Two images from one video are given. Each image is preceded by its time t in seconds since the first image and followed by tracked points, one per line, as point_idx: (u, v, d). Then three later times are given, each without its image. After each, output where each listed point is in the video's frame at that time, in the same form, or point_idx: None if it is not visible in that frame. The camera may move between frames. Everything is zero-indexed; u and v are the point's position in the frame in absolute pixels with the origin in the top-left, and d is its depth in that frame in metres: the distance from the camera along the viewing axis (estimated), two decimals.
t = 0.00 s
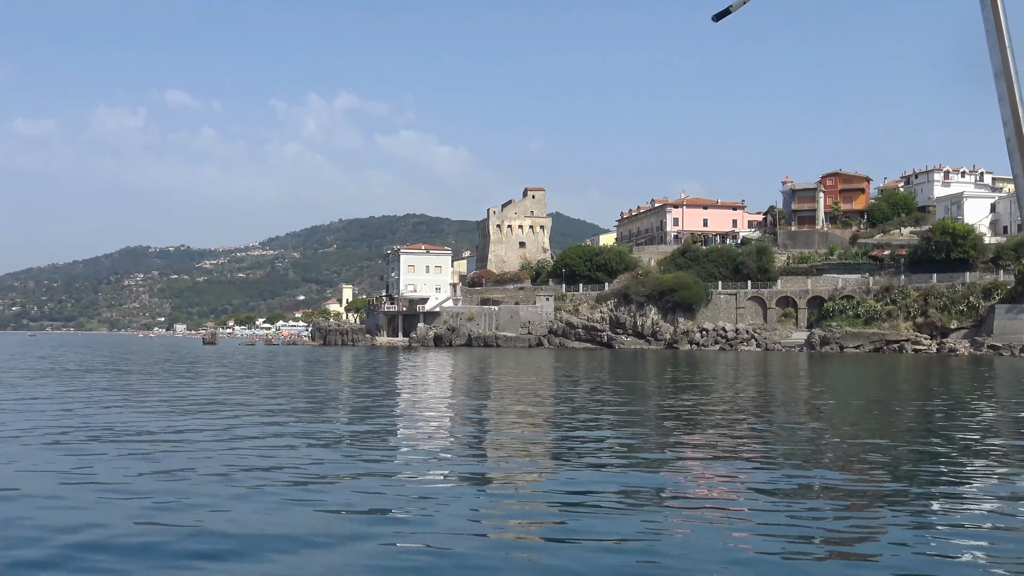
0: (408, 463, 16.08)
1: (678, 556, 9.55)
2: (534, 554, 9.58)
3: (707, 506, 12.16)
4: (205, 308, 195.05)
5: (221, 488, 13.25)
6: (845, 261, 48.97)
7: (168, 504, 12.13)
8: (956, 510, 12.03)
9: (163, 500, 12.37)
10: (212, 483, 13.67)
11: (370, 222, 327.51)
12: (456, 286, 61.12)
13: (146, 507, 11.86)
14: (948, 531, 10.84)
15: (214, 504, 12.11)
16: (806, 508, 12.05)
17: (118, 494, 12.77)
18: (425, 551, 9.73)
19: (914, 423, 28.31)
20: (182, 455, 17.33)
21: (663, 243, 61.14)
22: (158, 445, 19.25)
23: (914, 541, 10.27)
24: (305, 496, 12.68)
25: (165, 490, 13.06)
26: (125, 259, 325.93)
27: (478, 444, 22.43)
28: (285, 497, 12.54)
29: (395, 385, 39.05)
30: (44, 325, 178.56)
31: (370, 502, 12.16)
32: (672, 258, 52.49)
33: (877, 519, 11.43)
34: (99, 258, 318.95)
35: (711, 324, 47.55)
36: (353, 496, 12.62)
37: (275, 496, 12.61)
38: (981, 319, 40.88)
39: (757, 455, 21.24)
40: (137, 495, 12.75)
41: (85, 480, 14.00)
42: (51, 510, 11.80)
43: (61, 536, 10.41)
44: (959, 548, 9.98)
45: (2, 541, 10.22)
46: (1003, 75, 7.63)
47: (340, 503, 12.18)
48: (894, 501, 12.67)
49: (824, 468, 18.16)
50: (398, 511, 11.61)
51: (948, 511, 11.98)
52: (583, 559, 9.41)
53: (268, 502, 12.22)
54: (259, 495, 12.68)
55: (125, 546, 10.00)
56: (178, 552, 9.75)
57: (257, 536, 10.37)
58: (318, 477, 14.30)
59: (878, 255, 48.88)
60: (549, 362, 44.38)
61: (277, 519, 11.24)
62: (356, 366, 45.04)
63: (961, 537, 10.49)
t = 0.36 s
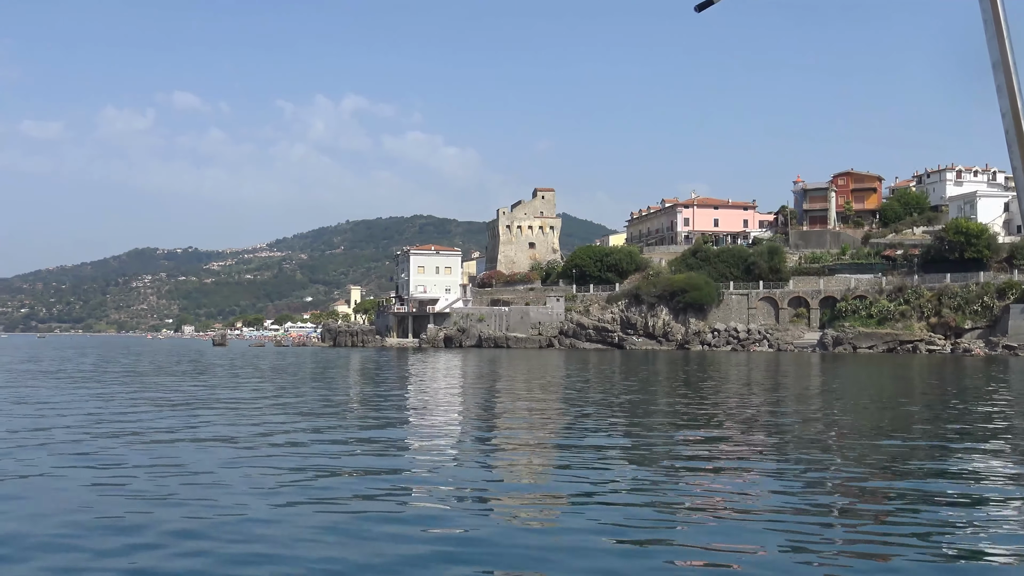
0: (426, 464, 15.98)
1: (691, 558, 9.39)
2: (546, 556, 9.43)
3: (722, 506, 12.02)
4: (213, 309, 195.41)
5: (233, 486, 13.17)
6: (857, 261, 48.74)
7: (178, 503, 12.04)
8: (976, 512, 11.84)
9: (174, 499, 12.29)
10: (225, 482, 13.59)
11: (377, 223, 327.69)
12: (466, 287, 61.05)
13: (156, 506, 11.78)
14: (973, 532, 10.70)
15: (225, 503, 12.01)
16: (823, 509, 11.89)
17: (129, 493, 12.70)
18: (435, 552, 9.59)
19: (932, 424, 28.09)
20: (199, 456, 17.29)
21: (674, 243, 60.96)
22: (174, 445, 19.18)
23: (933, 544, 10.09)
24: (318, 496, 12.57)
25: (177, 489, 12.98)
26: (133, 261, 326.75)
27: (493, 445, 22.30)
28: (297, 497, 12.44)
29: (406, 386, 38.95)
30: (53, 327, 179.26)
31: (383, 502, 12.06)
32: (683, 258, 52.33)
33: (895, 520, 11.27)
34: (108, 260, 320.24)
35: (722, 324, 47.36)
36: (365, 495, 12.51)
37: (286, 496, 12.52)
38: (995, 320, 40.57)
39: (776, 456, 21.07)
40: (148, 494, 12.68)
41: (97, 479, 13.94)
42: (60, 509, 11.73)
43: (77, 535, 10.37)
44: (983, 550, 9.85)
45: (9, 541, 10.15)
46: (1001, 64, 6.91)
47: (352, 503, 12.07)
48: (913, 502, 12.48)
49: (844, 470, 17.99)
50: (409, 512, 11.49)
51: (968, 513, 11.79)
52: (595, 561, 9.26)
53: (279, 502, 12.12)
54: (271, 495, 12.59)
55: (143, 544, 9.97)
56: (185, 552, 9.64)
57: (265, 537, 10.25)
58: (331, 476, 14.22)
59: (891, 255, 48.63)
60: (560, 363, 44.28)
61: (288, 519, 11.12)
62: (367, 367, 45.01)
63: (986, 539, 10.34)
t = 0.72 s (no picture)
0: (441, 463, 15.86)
1: (705, 557, 9.23)
2: (556, 555, 9.31)
3: (742, 504, 11.87)
4: (217, 309, 195.45)
5: (240, 485, 13.06)
6: (866, 258, 48.56)
7: (184, 504, 11.92)
8: (998, 510, 11.69)
9: (179, 500, 12.17)
10: (233, 480, 13.49)
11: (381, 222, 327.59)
12: (472, 285, 60.91)
13: (168, 505, 11.68)
14: (1000, 530, 10.56)
15: (233, 503, 11.89)
16: (837, 507, 11.75)
17: (140, 492, 12.58)
18: (443, 554, 9.45)
19: (944, 421, 27.95)
20: (212, 455, 17.17)
21: (680, 241, 60.80)
22: (185, 445, 19.06)
23: (949, 541, 9.94)
24: (326, 496, 12.44)
25: (183, 489, 12.86)
26: (136, 261, 326.86)
27: (506, 444, 22.18)
28: (304, 497, 12.32)
29: (414, 384, 38.82)
30: (58, 326, 179.32)
31: (391, 501, 11.92)
32: (691, 255, 52.18)
33: (911, 518, 11.13)
34: (112, 259, 320.34)
35: (730, 322, 47.21)
36: (374, 495, 12.38)
37: (294, 496, 12.40)
38: (1006, 316, 40.39)
39: (791, 454, 20.93)
40: (155, 495, 12.56)
41: (103, 478, 13.83)
42: (73, 510, 11.59)
43: (94, 535, 10.26)
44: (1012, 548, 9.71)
45: (14, 540, 10.03)
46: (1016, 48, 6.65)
47: (359, 503, 11.94)
48: (928, 500, 12.32)
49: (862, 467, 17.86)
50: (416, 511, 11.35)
51: (990, 511, 11.65)
52: (617, 560, 9.12)
53: (287, 502, 11.99)
54: (278, 495, 12.47)
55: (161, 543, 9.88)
56: (192, 552, 9.51)
57: (273, 536, 10.12)
58: (340, 475, 14.09)
59: (900, 252, 48.45)
60: (567, 361, 44.14)
61: (293, 519, 10.98)
62: (374, 366, 44.89)
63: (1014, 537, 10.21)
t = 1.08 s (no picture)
0: (455, 462, 15.74)
1: (722, 556, 9.06)
2: (571, 553, 9.13)
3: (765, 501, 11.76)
4: (220, 308, 195.27)
5: (256, 482, 12.94)
6: (873, 258, 48.41)
7: (200, 498, 11.81)
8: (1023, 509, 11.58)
9: (195, 495, 12.05)
10: (242, 478, 13.34)
11: (383, 221, 327.50)
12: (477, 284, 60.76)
13: (185, 501, 11.57)
14: None
15: (250, 498, 11.79)
16: (855, 506, 11.56)
17: (156, 488, 12.47)
18: (461, 550, 9.33)
19: (956, 421, 27.82)
20: (224, 453, 17.04)
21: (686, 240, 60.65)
22: (196, 443, 18.91)
23: (971, 542, 9.75)
24: (343, 493, 12.33)
25: (192, 486, 12.72)
26: (139, 259, 326.76)
27: (517, 444, 22.04)
28: (321, 493, 12.20)
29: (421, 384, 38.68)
30: (60, 326, 179.17)
31: (402, 498, 11.76)
32: (697, 255, 52.04)
33: (932, 518, 10.94)
34: (115, 258, 320.45)
35: (737, 321, 47.05)
36: (392, 492, 12.27)
37: (311, 492, 12.29)
38: (1015, 316, 40.23)
39: (805, 454, 20.80)
40: (170, 490, 12.44)
41: (110, 475, 13.69)
42: (88, 504, 11.48)
43: (113, 529, 10.15)
44: None
45: (20, 536, 9.88)
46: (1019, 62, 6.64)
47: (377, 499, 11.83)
48: (950, 499, 12.18)
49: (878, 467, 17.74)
50: (433, 508, 11.23)
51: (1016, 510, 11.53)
52: (643, 557, 9.01)
53: (304, 498, 11.88)
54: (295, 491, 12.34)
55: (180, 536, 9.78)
56: (199, 549, 9.34)
57: (290, 531, 9.99)
58: (351, 472, 13.94)
59: (908, 251, 48.28)
60: (574, 360, 44.01)
61: (308, 515, 10.86)
62: (379, 365, 44.75)
63: None
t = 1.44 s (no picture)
0: (467, 465, 15.57)
1: (743, 567, 8.86)
2: (587, 563, 8.94)
3: (785, 508, 11.57)
4: (222, 308, 195.16)
5: (267, 487, 12.76)
6: (880, 261, 48.25)
7: (211, 504, 11.64)
8: None
9: (205, 501, 11.88)
10: (251, 482, 13.17)
11: (385, 222, 327.52)
12: (481, 285, 60.60)
13: (197, 507, 11.40)
14: None
15: (262, 504, 11.60)
16: (874, 513, 11.36)
17: (168, 494, 12.30)
18: (480, 560, 9.15)
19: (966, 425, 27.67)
20: (232, 456, 16.88)
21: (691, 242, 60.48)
22: (204, 446, 18.75)
23: (996, 552, 9.54)
24: (357, 497, 12.16)
25: (198, 491, 12.52)
26: (141, 259, 326.89)
27: (525, 446, 21.88)
28: (335, 498, 12.03)
29: (426, 385, 38.54)
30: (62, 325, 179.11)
31: (414, 504, 11.59)
32: (702, 257, 51.87)
33: (953, 526, 10.75)
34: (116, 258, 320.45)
35: (743, 324, 46.90)
36: (407, 497, 12.09)
37: (324, 497, 12.11)
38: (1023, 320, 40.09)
39: (818, 458, 20.62)
40: (180, 495, 12.27)
41: (119, 480, 13.52)
42: (98, 511, 11.30)
43: (124, 538, 10.00)
44: None
45: (24, 546, 9.68)
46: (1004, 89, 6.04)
47: (392, 505, 11.64)
48: (974, 505, 12.00)
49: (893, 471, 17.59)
50: (449, 515, 11.06)
51: None
52: (667, 567, 8.84)
53: (317, 503, 11.70)
54: (308, 496, 12.17)
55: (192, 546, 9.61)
56: (206, 561, 9.13)
57: (306, 539, 9.84)
58: (361, 476, 13.78)
59: (914, 254, 48.11)
60: (578, 362, 43.88)
61: (323, 522, 10.70)
62: (384, 366, 44.62)
63: None
